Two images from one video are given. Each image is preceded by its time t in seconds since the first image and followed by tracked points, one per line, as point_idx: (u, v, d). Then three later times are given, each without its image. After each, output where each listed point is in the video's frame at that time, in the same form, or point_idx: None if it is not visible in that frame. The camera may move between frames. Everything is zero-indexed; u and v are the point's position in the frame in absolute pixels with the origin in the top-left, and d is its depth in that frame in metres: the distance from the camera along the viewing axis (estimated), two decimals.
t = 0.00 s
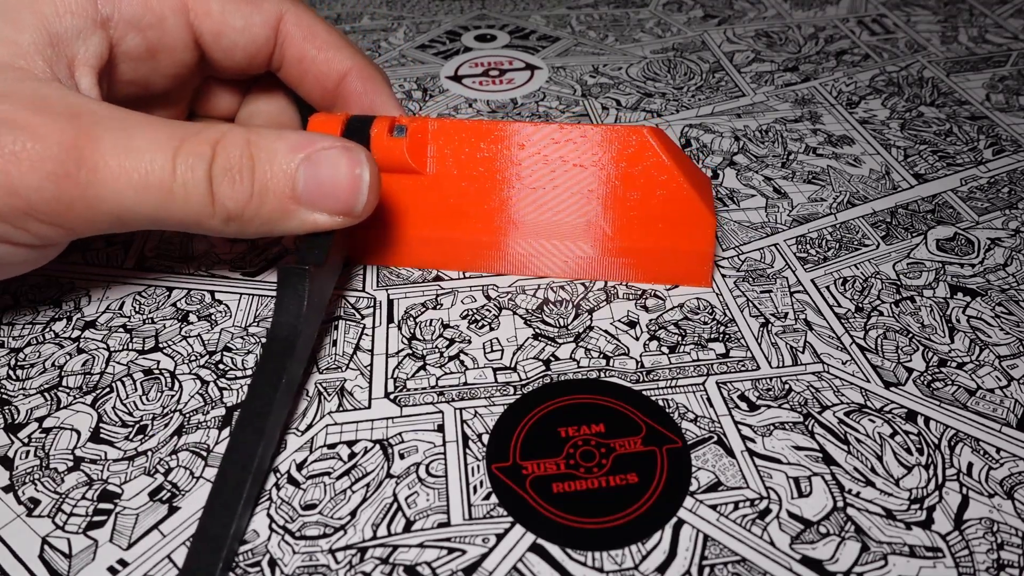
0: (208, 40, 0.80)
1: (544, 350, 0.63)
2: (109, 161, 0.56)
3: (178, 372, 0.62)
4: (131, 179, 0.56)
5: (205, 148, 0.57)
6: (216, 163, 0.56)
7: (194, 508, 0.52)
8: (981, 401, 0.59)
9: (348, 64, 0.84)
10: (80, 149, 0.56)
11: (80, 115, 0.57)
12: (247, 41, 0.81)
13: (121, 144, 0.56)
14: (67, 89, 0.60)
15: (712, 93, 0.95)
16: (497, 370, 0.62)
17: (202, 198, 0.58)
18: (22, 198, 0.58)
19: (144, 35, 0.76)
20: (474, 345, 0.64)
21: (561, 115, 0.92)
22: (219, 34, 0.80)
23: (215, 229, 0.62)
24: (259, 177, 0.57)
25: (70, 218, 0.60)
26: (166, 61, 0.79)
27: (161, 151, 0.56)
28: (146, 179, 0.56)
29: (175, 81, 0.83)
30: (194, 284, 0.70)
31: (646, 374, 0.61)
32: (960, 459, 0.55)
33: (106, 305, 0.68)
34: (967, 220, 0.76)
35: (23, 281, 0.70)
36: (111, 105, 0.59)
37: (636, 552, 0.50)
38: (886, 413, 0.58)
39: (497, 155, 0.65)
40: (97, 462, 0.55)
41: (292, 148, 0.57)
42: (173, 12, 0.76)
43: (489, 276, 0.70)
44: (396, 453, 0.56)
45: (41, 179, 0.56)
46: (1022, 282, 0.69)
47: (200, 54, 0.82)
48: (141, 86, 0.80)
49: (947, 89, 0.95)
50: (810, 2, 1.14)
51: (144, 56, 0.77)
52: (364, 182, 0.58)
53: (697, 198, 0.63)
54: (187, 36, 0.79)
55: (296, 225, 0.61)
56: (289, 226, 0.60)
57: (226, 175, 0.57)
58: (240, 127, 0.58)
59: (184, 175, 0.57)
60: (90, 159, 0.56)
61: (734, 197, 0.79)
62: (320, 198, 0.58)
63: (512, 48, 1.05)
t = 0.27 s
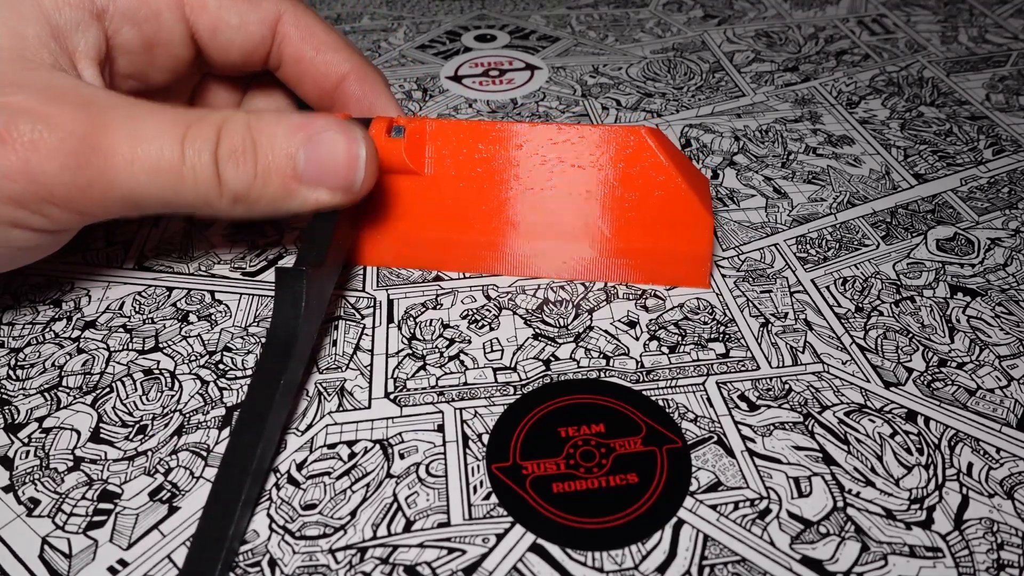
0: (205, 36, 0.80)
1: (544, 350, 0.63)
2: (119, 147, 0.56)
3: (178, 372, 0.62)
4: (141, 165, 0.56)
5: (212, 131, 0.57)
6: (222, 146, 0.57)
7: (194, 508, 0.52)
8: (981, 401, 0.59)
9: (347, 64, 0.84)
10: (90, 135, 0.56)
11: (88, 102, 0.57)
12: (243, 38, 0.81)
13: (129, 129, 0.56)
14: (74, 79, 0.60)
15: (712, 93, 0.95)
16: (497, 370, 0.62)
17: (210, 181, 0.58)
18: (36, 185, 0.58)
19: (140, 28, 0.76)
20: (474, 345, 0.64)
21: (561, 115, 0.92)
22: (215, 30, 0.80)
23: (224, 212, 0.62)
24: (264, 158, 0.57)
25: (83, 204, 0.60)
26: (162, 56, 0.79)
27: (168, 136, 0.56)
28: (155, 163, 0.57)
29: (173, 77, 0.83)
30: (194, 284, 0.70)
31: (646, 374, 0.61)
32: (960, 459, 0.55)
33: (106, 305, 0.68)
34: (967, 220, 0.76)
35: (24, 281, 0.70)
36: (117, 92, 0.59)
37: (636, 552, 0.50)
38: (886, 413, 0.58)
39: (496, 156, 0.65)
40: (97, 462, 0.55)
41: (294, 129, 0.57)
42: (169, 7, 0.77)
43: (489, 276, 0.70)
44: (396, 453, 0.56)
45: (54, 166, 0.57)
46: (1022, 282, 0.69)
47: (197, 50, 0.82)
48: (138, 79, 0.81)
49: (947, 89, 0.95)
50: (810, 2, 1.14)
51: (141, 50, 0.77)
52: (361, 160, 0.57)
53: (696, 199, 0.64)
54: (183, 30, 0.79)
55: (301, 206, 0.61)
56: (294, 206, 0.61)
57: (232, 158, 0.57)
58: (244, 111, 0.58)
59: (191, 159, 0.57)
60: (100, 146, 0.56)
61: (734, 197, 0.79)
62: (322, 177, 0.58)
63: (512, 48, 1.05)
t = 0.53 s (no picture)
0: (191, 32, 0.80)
1: (544, 350, 0.63)
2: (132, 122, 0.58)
3: (178, 372, 0.62)
4: (155, 141, 0.58)
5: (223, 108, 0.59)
6: (233, 121, 0.59)
7: (194, 508, 0.52)
8: (981, 401, 0.59)
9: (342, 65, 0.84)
10: (103, 112, 0.57)
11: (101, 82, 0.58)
12: (229, 39, 0.81)
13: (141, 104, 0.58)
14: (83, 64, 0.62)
15: (712, 93, 0.95)
16: (497, 370, 0.62)
17: (222, 157, 0.60)
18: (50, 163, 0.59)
19: (124, 23, 0.77)
20: (474, 345, 0.64)
21: (561, 115, 0.92)
22: (199, 27, 0.80)
23: (232, 188, 0.64)
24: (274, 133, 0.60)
25: (97, 182, 0.61)
26: (149, 49, 0.80)
27: (180, 112, 0.58)
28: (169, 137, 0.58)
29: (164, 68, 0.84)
30: (194, 284, 0.70)
31: (646, 374, 0.61)
32: (960, 459, 0.55)
33: (106, 305, 0.68)
34: (967, 220, 0.76)
35: (24, 282, 0.70)
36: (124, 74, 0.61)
37: (636, 552, 0.50)
38: (886, 413, 0.58)
39: (497, 157, 0.65)
40: (97, 462, 0.55)
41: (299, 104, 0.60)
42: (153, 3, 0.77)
43: (489, 276, 0.70)
44: (396, 453, 0.56)
45: (69, 144, 0.58)
46: (1022, 282, 0.69)
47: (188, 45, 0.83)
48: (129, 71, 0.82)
49: (947, 89, 0.95)
50: (810, 2, 1.14)
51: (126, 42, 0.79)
52: (364, 127, 0.59)
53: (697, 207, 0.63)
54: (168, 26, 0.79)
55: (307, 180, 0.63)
56: (301, 179, 0.63)
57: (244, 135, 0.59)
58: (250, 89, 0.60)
59: (203, 134, 0.59)
60: (114, 122, 0.57)
61: (734, 197, 0.79)
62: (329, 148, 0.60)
63: (512, 48, 1.05)
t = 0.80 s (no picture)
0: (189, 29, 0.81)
1: (544, 350, 0.63)
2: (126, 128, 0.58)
3: (177, 372, 0.62)
4: (150, 145, 0.59)
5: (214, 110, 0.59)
6: (222, 123, 0.59)
7: (194, 508, 0.52)
8: (981, 401, 0.59)
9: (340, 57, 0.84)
10: (97, 117, 0.58)
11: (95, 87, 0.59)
12: (229, 33, 0.82)
13: (134, 108, 0.58)
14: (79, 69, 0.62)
15: (712, 93, 0.95)
16: (497, 370, 0.62)
17: (216, 157, 0.60)
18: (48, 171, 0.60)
19: (124, 19, 0.77)
20: (474, 345, 0.64)
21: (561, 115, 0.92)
22: (196, 24, 0.81)
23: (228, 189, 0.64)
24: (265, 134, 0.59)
25: (94, 185, 0.62)
26: (146, 45, 0.80)
27: (172, 115, 0.59)
28: (163, 140, 0.59)
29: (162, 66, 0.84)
30: (194, 284, 0.70)
31: (646, 374, 0.61)
32: (960, 459, 0.55)
33: (106, 305, 0.68)
34: (967, 220, 0.76)
35: (24, 282, 0.70)
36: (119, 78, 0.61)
37: (636, 552, 0.50)
38: (886, 413, 0.58)
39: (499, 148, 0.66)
40: (97, 462, 0.55)
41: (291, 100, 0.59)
42: None
43: (489, 275, 0.70)
44: (396, 453, 0.56)
45: (66, 150, 0.59)
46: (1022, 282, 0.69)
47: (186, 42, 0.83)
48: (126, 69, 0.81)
49: (947, 89, 0.95)
50: (810, 2, 1.14)
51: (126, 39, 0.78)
52: (352, 130, 0.58)
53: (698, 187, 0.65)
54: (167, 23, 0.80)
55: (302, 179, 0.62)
56: (296, 180, 0.62)
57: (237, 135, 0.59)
58: (243, 88, 0.60)
59: (195, 136, 0.59)
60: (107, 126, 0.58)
61: (734, 197, 0.79)
62: (318, 146, 0.59)
63: (512, 48, 1.05)
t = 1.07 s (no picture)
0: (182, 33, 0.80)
1: (544, 350, 0.63)
2: (85, 121, 0.58)
3: (177, 372, 0.62)
4: (109, 139, 0.58)
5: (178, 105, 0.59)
6: (189, 119, 0.59)
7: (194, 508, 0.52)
8: (981, 401, 0.59)
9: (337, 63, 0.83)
10: (57, 109, 0.58)
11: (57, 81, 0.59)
12: (224, 38, 0.81)
13: (96, 103, 0.58)
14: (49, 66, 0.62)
15: (712, 93, 0.95)
16: (497, 370, 0.62)
17: (179, 152, 0.60)
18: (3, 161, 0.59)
19: (114, 18, 0.77)
20: (474, 345, 0.64)
21: (561, 115, 0.92)
22: (191, 29, 0.80)
23: (194, 186, 0.65)
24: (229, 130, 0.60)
25: (50, 177, 0.61)
26: (137, 47, 0.80)
27: (136, 108, 0.59)
28: (124, 134, 0.58)
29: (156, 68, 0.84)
30: (194, 284, 0.70)
31: (646, 374, 0.61)
32: (960, 459, 0.55)
33: (106, 305, 0.68)
34: (967, 220, 0.76)
35: (24, 282, 0.70)
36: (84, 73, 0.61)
37: (636, 552, 0.50)
38: (886, 413, 0.58)
39: (485, 161, 0.64)
40: (97, 462, 0.55)
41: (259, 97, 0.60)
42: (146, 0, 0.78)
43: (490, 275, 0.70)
44: (395, 453, 0.56)
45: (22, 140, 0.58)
46: (1022, 282, 0.69)
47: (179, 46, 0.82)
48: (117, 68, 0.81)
49: (947, 89, 0.95)
50: (810, 2, 1.14)
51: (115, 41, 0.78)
52: (323, 122, 0.60)
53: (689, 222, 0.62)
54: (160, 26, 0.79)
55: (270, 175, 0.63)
56: (265, 176, 0.63)
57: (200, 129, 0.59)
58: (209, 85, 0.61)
59: (160, 131, 0.59)
60: (67, 119, 0.58)
61: (734, 197, 0.79)
62: (287, 141, 0.60)
63: (512, 48, 1.05)
